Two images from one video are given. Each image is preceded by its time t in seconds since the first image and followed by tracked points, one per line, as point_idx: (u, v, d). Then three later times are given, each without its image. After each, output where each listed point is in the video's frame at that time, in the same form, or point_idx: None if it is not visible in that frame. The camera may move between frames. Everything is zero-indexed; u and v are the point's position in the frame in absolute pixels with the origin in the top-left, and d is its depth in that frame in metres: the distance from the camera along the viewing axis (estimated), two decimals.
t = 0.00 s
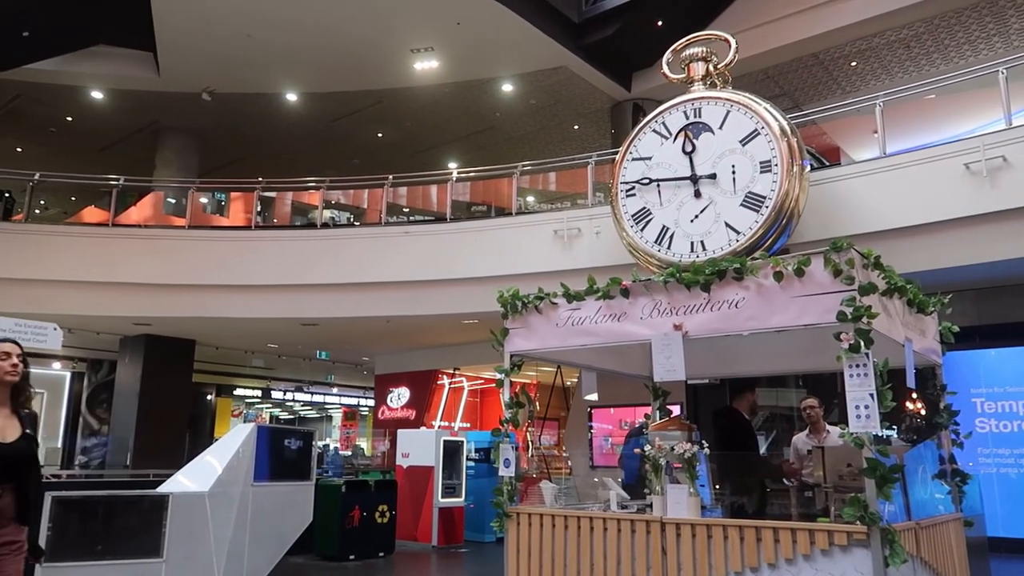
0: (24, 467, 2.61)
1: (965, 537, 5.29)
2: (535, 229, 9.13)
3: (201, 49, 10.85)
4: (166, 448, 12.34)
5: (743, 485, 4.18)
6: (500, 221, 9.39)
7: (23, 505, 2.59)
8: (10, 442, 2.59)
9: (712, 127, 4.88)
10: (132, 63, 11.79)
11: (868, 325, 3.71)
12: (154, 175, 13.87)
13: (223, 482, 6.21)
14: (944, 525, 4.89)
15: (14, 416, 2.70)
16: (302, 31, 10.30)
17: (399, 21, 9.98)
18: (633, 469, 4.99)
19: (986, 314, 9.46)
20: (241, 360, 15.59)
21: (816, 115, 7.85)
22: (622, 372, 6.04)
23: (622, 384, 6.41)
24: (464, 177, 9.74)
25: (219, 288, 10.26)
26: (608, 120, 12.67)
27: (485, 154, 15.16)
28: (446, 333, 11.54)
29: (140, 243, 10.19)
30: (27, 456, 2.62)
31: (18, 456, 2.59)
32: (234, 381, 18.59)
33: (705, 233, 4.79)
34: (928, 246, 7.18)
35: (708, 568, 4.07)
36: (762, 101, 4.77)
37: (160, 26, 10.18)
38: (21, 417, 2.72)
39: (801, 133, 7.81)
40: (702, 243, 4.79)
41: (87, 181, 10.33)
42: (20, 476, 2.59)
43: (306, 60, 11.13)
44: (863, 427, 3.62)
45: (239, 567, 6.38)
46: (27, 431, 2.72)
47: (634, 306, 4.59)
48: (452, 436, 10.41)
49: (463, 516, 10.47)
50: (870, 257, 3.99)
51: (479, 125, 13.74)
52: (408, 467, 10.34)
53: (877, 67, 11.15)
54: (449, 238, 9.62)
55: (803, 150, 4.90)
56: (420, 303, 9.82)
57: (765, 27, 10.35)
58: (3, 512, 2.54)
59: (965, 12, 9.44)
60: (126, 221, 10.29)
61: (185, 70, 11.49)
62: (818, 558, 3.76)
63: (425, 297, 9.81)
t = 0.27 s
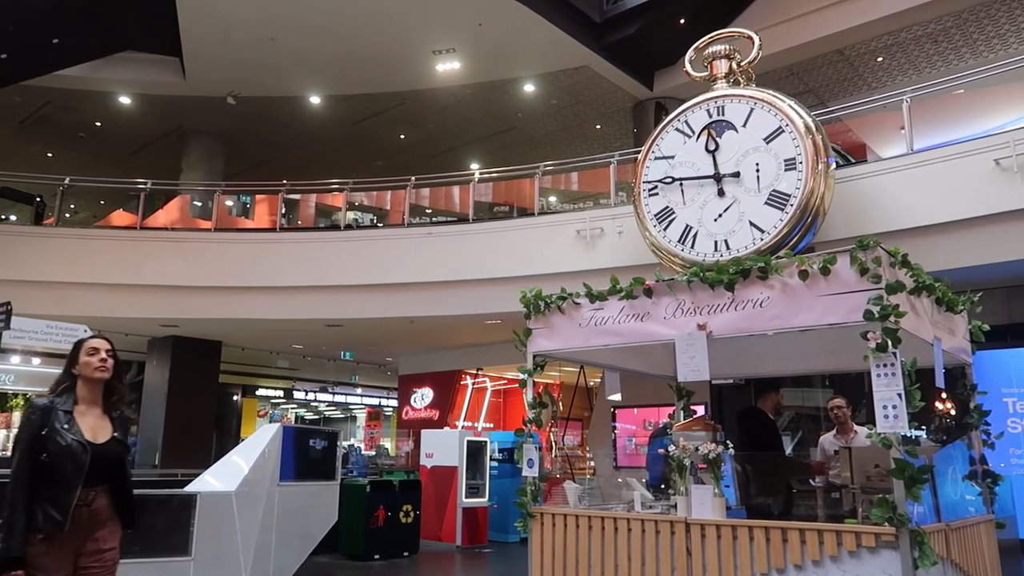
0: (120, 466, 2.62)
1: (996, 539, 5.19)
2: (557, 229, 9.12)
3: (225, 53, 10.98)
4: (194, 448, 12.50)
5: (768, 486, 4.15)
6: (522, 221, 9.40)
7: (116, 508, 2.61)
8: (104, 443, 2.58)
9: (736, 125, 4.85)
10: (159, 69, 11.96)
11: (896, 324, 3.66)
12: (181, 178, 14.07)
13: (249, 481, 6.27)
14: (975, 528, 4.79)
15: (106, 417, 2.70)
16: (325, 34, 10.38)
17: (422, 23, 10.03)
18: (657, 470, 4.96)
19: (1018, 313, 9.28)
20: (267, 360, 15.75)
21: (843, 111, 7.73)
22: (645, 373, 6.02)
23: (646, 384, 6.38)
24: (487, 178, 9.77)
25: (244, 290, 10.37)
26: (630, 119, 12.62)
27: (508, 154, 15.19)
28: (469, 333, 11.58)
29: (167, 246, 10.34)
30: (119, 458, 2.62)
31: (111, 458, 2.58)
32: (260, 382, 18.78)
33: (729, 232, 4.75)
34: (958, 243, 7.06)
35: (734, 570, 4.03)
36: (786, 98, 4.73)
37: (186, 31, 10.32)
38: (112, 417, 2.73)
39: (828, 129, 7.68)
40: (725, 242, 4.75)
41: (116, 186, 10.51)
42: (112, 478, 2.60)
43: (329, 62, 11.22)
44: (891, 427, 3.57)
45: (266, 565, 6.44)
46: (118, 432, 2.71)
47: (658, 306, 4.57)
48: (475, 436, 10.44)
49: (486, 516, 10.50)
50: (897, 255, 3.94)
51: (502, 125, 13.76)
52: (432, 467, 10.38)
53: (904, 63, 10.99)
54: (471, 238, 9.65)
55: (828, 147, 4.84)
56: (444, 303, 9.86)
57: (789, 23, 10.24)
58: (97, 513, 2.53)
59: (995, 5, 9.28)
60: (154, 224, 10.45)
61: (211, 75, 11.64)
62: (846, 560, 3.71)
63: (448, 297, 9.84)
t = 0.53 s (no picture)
0: (204, 475, 2.48)
1: None
2: (579, 231, 9.11)
3: (249, 59, 11.12)
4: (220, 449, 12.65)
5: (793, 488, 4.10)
6: (544, 223, 9.40)
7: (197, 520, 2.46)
8: (186, 449, 2.45)
9: (759, 124, 4.81)
10: (186, 75, 12.14)
11: (923, 324, 3.61)
12: (207, 183, 14.26)
13: (275, 482, 6.34)
14: (1006, 531, 4.71)
15: (188, 421, 2.58)
16: (348, 38, 10.47)
17: (444, 26, 10.07)
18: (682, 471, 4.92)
19: None
20: (292, 363, 15.89)
21: (867, 110, 7.62)
22: (668, 374, 6.00)
23: (669, 385, 6.35)
24: (508, 180, 9.79)
25: (270, 293, 10.49)
26: (652, 119, 12.57)
27: (530, 156, 15.21)
28: (492, 335, 11.60)
29: (194, 250, 10.48)
30: (201, 464, 2.48)
31: (192, 464, 2.44)
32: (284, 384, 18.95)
33: (752, 233, 4.71)
34: (986, 242, 6.95)
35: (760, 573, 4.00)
36: (809, 97, 4.69)
37: (211, 38, 10.47)
38: (195, 422, 2.60)
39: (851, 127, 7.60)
40: (749, 243, 4.71)
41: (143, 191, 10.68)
42: (193, 489, 2.46)
43: (352, 67, 11.31)
44: (919, 429, 3.52)
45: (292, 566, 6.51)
46: (203, 436, 2.58)
47: (680, 307, 4.54)
48: (499, 438, 10.46)
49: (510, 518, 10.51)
50: (924, 255, 3.89)
51: (523, 127, 13.78)
52: (455, 468, 10.41)
53: (931, 60, 10.85)
54: (493, 240, 9.67)
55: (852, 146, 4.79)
56: (466, 305, 9.89)
57: (812, 21, 10.15)
58: (180, 524, 2.39)
59: None
60: (180, 228, 10.60)
61: (237, 80, 11.78)
62: (873, 563, 3.66)
63: (471, 299, 9.87)
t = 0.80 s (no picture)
0: (295, 466, 2.50)
1: None
2: (605, 229, 9.07)
3: (275, 61, 11.22)
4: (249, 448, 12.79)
5: (823, 488, 4.05)
6: (569, 222, 9.38)
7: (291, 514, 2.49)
8: (279, 438, 2.48)
9: (787, 121, 4.77)
10: (213, 77, 12.28)
11: (957, 323, 3.56)
12: (236, 185, 14.42)
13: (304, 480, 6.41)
14: None
15: (279, 407, 2.61)
16: (372, 39, 10.51)
17: (468, 26, 10.08)
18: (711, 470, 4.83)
19: None
20: (319, 362, 16.02)
21: (896, 105, 7.46)
22: (695, 373, 5.97)
23: (697, 384, 6.32)
24: (534, 179, 9.78)
25: (297, 293, 10.58)
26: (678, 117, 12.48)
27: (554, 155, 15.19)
28: (518, 334, 11.60)
29: (223, 250, 10.61)
30: (292, 453, 2.50)
31: (285, 454, 2.47)
32: (310, 383, 19.11)
33: (781, 230, 4.66)
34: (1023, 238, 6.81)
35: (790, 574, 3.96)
36: (838, 93, 4.63)
37: (238, 41, 10.58)
38: (285, 408, 2.64)
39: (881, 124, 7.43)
40: (777, 240, 4.67)
41: (173, 192, 10.83)
42: (286, 480, 2.48)
43: (376, 67, 11.37)
44: (954, 429, 3.46)
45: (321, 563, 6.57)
46: (292, 424, 2.60)
47: (708, 305, 4.50)
48: (525, 437, 10.46)
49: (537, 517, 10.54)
50: (957, 252, 3.82)
51: (548, 126, 13.76)
52: (482, 467, 10.42)
53: (963, 53, 10.67)
54: (519, 239, 9.68)
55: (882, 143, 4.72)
56: (493, 304, 9.91)
57: (840, 16, 10.02)
58: (273, 515, 2.43)
59: None
60: (210, 229, 10.72)
61: (264, 82, 11.88)
62: (906, 565, 3.62)
63: (497, 298, 9.88)
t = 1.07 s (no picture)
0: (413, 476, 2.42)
1: None
2: (645, 225, 9.01)
3: (313, 63, 11.34)
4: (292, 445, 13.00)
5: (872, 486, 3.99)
6: (608, 218, 9.35)
7: (413, 525, 2.42)
8: (401, 445, 2.40)
9: (830, 113, 4.68)
10: (254, 81, 12.47)
11: (1012, 317, 3.46)
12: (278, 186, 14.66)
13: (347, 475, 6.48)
14: None
15: (398, 411, 2.53)
16: (409, 39, 10.57)
17: (505, 24, 10.08)
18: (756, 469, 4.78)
19: None
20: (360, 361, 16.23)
21: (945, 95, 7.31)
22: (738, 371, 5.90)
23: (739, 381, 6.23)
24: (572, 176, 9.75)
25: (338, 292, 10.70)
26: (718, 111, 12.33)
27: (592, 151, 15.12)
28: (557, 332, 11.59)
29: (266, 250, 10.78)
30: (412, 462, 2.41)
31: (405, 463, 2.39)
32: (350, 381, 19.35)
33: (825, 224, 4.56)
34: None
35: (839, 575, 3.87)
36: (883, 84, 4.53)
37: (278, 43, 10.71)
38: (403, 412, 2.56)
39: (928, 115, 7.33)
40: (821, 235, 4.57)
41: (217, 194, 11.07)
42: (407, 490, 2.41)
43: (413, 67, 11.43)
44: (1010, 427, 3.34)
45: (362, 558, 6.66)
46: (411, 428, 2.53)
47: (752, 302, 4.43)
48: (566, 434, 10.42)
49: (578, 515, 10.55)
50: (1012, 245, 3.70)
51: (585, 122, 13.70)
52: (523, 465, 10.43)
53: (1014, 39, 10.34)
54: (557, 237, 9.66)
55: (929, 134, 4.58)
56: (532, 301, 9.91)
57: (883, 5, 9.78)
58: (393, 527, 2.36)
59: None
60: (253, 229, 10.90)
61: (303, 84, 12.02)
62: (961, 566, 3.51)
63: (537, 295, 9.88)
